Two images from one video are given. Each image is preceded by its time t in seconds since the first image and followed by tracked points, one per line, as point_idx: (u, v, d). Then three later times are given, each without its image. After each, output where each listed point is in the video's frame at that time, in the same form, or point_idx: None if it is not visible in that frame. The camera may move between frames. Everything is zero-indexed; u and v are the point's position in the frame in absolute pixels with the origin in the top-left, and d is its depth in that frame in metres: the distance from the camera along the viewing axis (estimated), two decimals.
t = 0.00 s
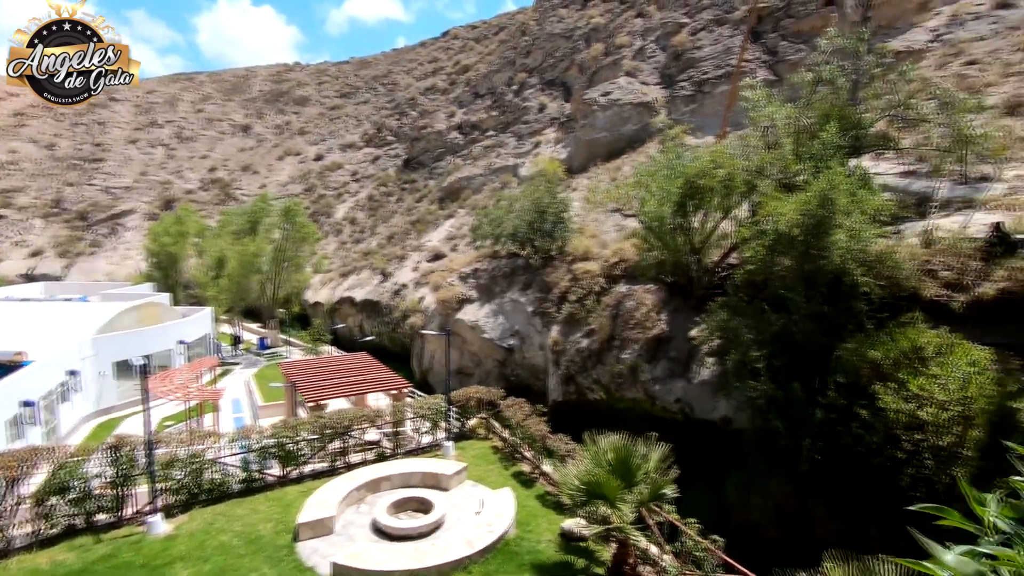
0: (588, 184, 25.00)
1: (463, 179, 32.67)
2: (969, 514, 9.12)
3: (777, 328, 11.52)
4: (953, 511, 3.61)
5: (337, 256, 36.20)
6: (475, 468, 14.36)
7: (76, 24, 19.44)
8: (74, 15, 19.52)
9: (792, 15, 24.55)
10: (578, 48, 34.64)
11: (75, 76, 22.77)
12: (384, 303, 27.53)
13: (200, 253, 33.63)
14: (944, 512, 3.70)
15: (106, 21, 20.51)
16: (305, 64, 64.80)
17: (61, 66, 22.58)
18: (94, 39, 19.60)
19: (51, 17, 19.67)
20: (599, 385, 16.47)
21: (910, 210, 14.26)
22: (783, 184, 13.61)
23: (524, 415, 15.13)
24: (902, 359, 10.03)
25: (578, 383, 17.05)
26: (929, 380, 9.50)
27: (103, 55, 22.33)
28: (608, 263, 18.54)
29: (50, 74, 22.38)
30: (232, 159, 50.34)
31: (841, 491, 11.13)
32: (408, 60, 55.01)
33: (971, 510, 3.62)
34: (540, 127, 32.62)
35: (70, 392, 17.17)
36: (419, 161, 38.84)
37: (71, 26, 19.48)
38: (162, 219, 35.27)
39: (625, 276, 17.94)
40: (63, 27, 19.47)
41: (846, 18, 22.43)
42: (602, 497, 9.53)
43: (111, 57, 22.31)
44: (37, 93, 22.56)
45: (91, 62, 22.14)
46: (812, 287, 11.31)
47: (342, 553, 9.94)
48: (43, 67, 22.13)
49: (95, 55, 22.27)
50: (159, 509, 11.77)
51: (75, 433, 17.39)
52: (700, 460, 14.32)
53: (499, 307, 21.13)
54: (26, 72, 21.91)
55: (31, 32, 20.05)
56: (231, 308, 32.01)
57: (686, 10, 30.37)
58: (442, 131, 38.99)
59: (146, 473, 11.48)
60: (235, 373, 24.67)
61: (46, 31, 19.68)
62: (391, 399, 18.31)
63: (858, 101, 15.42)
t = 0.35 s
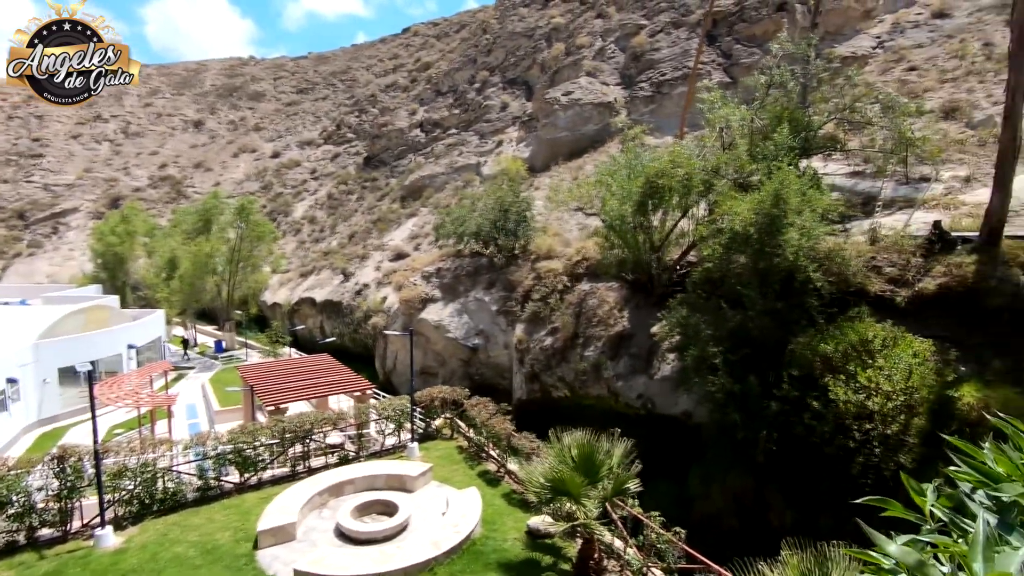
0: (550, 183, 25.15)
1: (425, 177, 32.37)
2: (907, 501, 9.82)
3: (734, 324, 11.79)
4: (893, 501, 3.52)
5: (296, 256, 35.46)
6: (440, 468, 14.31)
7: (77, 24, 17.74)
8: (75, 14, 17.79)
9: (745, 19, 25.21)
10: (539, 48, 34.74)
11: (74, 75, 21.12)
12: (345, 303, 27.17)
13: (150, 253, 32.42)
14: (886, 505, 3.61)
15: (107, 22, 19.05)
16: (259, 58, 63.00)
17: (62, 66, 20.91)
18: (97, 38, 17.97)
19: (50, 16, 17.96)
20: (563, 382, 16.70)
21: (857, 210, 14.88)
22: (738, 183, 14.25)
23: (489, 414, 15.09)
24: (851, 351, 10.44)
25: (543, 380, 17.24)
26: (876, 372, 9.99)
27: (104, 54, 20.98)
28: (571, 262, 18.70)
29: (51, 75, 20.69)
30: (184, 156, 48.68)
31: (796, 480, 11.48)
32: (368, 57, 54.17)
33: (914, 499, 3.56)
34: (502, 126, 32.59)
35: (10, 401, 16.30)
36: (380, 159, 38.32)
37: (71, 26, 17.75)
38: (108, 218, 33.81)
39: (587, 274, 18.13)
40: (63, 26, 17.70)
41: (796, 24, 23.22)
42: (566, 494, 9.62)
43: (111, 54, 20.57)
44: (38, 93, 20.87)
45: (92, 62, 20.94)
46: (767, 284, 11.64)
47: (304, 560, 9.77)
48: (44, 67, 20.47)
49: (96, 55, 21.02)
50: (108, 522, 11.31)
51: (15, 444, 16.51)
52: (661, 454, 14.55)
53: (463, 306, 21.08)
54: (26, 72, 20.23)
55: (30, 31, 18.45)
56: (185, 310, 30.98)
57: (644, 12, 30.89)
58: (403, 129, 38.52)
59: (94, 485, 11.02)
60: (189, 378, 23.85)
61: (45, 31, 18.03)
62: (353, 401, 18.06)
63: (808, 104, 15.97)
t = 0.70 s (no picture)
0: (525, 184, 25.21)
1: (400, 177, 32.08)
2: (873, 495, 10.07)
3: (707, 324, 11.97)
4: (851, 496, 3.40)
5: (267, 257, 34.91)
6: (416, 471, 14.21)
7: (78, 24, 18.55)
8: (75, 15, 18.60)
9: (716, 23, 25.65)
10: (514, 48, 34.78)
11: (74, 76, 21.96)
12: (318, 305, 26.87)
13: (114, 255, 31.56)
14: (845, 501, 3.49)
15: (108, 22, 19.71)
16: (229, 55, 61.74)
17: (61, 66, 21.65)
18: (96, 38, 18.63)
19: (50, 17, 18.59)
20: (539, 383, 16.84)
21: (823, 211, 15.25)
22: (708, 185, 14.34)
23: (465, 415, 15.02)
24: (818, 349, 10.71)
25: (519, 381, 17.33)
26: (841, 368, 10.27)
27: (103, 54, 21.65)
28: (546, 262, 18.75)
29: (50, 74, 21.40)
30: (150, 154, 47.52)
31: (767, 475, 11.63)
32: (340, 55, 53.55)
33: (872, 495, 3.38)
34: (477, 127, 32.53)
35: None
36: (354, 159, 37.90)
37: (71, 26, 18.54)
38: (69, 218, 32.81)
39: (562, 274, 18.22)
40: (62, 26, 18.50)
41: (765, 29, 23.71)
42: (542, 493, 9.68)
43: (112, 56, 21.57)
44: (39, 93, 21.42)
45: (93, 62, 21.53)
46: (737, 283, 11.87)
47: (275, 567, 9.62)
48: (43, 67, 21.15)
49: (96, 54, 21.62)
50: (70, 533, 10.95)
51: None
52: (636, 453, 14.66)
53: (439, 307, 21.00)
54: (26, 72, 20.79)
55: (30, 31, 19.01)
56: (151, 313, 30.24)
57: (617, 15, 31.19)
58: (377, 128, 38.14)
59: (54, 495, 10.67)
60: (156, 383, 23.26)
61: (45, 31, 18.63)
62: (327, 405, 17.84)
63: (776, 108, 16.30)
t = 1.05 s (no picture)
0: (505, 183, 25.21)
1: (378, 176, 31.81)
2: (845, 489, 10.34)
3: (684, 322, 12.07)
4: (816, 492, 3.37)
5: (243, 257, 34.42)
6: (396, 472, 14.12)
7: (76, 24, 19.45)
8: (74, 15, 19.59)
9: (692, 25, 25.95)
10: (492, 48, 34.75)
11: (72, 74, 24.09)
12: (296, 306, 26.55)
13: (83, 256, 30.80)
14: (810, 498, 3.46)
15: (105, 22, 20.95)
16: (202, 52, 60.57)
17: (61, 67, 23.80)
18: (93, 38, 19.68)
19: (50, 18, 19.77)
20: (519, 382, 16.89)
21: (797, 210, 15.54)
22: (685, 185, 14.47)
23: (445, 415, 14.95)
24: (792, 346, 10.96)
25: (499, 380, 17.36)
26: (815, 365, 10.51)
27: (103, 53, 23.49)
28: (526, 262, 18.77)
29: (51, 74, 23.54)
30: (120, 152, 46.47)
31: (744, 471, 11.84)
32: (317, 53, 52.94)
33: (838, 492, 3.34)
34: (456, 126, 32.44)
35: None
36: (332, 158, 37.51)
37: (70, 26, 19.52)
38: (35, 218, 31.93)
39: (542, 274, 18.27)
40: (61, 27, 19.49)
41: (739, 31, 24.05)
42: (522, 493, 9.68)
43: (111, 55, 23.37)
44: (39, 91, 23.69)
45: (93, 62, 23.94)
46: (714, 282, 12.05)
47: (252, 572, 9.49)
48: (44, 67, 23.22)
49: (94, 55, 24.01)
50: (38, 542, 10.69)
51: None
52: (615, 451, 14.74)
53: (418, 308, 20.91)
54: (27, 72, 22.82)
55: (31, 31, 20.28)
56: (122, 315, 29.59)
57: (595, 15, 31.37)
58: (354, 127, 37.77)
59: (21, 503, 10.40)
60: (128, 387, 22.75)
61: (45, 31, 19.70)
62: (305, 407, 17.61)
63: (751, 109, 16.54)
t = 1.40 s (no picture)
0: (478, 183, 25.18)
1: (350, 176, 31.40)
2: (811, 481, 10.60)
3: (656, 321, 12.22)
4: (774, 490, 3.40)
5: (211, 258, 33.70)
6: (369, 475, 13.99)
7: (76, 24, 20.07)
8: (74, 16, 20.12)
9: (663, 28, 26.28)
10: (465, 47, 34.64)
11: (71, 74, 24.90)
12: (266, 307, 26.08)
13: (41, 257, 29.76)
14: (767, 496, 3.49)
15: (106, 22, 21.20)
16: (166, 46, 58.99)
17: (61, 67, 24.41)
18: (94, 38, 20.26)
19: (51, 18, 20.37)
20: (494, 382, 16.92)
21: (764, 211, 15.87)
22: (657, 186, 14.64)
23: (419, 416, 14.86)
24: (760, 344, 11.20)
25: (474, 381, 17.36)
26: (782, 362, 10.77)
27: (102, 53, 24.36)
28: (500, 262, 18.76)
29: (51, 74, 24.09)
30: (79, 150, 44.98)
31: (715, 467, 12.02)
32: (286, 49, 52.03)
33: (794, 489, 3.37)
34: (429, 125, 32.25)
35: None
36: (302, 157, 36.93)
37: (72, 27, 20.18)
38: None
39: (516, 274, 18.30)
40: (62, 27, 20.18)
41: (708, 34, 24.48)
42: (497, 492, 9.68)
43: (110, 55, 24.31)
44: (38, 89, 24.68)
45: (92, 61, 24.81)
46: (684, 282, 12.24)
47: None
48: (44, 67, 23.77)
49: (94, 55, 24.83)
50: None
51: None
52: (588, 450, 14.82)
53: (391, 308, 20.75)
54: (27, 72, 23.39)
55: (31, 31, 20.79)
56: (83, 318, 28.70)
57: (568, 17, 31.54)
58: (325, 125, 37.24)
59: None
60: (88, 392, 22.04)
61: (45, 31, 20.31)
62: (276, 410, 17.32)
63: (719, 111, 16.83)
